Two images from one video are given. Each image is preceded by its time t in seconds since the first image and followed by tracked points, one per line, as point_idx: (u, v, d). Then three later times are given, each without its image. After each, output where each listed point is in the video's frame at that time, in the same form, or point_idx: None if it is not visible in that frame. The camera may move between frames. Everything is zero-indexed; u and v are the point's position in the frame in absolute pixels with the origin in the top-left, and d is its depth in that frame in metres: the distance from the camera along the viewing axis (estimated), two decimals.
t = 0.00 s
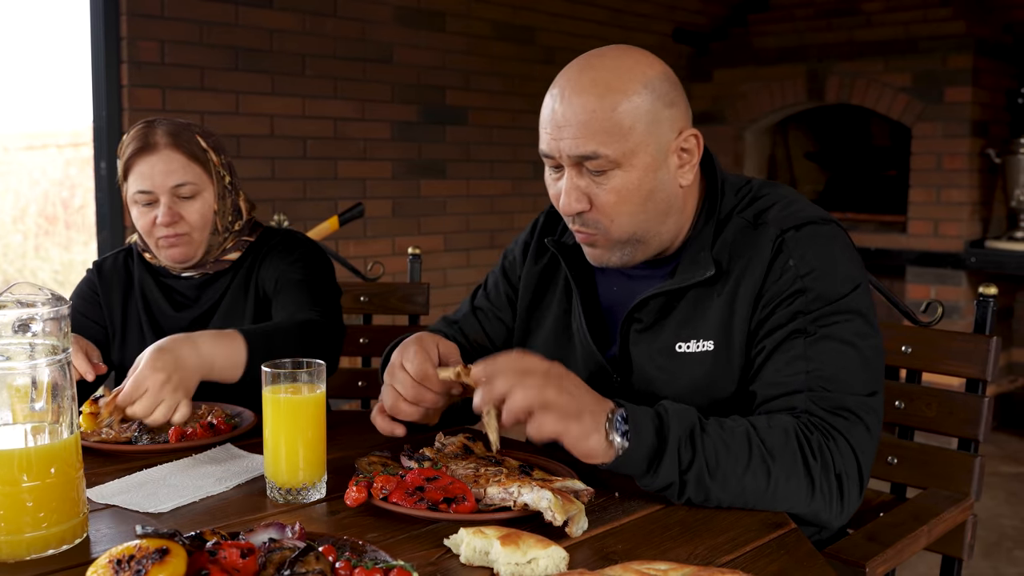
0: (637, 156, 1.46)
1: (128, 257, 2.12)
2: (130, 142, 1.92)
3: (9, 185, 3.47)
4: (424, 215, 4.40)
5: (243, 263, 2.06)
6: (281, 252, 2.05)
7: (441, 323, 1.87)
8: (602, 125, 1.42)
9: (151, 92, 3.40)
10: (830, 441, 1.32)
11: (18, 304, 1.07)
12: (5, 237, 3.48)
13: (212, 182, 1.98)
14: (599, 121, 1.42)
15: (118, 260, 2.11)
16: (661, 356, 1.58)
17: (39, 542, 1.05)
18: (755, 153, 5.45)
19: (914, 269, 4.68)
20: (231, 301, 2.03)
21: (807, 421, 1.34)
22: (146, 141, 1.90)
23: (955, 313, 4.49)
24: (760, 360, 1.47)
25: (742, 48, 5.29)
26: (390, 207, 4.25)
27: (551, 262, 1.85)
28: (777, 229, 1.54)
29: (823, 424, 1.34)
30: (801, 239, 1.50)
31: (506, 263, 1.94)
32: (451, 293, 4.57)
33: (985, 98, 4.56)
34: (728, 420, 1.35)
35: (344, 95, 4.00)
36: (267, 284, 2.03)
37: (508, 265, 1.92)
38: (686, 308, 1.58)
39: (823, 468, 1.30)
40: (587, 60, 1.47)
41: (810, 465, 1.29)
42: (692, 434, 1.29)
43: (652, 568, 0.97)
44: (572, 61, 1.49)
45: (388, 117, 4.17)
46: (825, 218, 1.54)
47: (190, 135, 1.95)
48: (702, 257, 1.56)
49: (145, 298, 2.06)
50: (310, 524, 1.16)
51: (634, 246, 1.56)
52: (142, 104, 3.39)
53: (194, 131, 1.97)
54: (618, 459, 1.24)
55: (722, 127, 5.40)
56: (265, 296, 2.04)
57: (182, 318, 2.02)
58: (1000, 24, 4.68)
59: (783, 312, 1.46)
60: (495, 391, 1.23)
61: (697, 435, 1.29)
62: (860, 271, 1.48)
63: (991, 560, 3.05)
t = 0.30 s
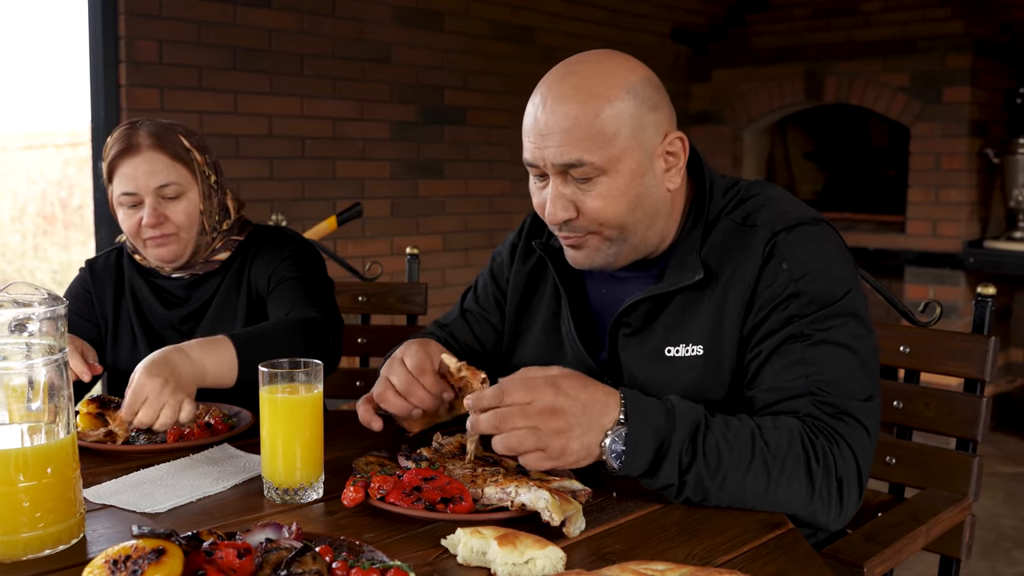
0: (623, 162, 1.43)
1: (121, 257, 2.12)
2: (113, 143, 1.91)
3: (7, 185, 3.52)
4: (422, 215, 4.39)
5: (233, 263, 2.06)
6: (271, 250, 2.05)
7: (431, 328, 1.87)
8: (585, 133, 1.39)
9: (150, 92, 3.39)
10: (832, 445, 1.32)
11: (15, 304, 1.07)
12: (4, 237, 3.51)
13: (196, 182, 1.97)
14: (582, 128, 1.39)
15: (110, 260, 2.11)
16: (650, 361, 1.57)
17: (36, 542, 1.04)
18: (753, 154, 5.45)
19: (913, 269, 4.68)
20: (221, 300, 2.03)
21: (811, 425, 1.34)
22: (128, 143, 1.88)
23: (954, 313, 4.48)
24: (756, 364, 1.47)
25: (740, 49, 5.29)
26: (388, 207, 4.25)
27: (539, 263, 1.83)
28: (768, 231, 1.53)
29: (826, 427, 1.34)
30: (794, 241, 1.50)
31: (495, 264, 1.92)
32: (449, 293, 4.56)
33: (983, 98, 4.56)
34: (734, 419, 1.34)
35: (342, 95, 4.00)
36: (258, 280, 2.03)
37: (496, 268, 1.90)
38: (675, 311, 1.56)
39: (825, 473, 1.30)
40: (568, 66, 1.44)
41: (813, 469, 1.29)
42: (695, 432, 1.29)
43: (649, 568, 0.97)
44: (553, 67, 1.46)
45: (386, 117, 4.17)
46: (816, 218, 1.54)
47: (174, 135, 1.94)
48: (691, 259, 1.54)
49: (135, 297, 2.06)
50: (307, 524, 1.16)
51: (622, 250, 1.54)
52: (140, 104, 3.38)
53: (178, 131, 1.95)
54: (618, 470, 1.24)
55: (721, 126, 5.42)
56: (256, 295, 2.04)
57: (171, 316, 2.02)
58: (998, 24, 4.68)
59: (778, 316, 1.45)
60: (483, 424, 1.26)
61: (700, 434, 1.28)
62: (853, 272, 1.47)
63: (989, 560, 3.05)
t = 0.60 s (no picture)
0: (615, 168, 1.43)
1: (118, 257, 2.11)
2: (110, 144, 1.90)
3: (6, 185, 3.61)
4: (421, 215, 4.39)
5: (231, 260, 2.05)
6: (269, 248, 2.04)
7: (426, 329, 1.86)
8: (576, 139, 1.39)
9: (148, 92, 3.39)
10: (828, 446, 1.31)
11: (12, 304, 1.06)
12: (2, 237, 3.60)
13: (194, 181, 1.97)
14: (573, 134, 1.39)
15: (108, 260, 2.11)
16: (645, 362, 1.56)
17: (33, 543, 1.04)
18: (752, 153, 5.45)
19: (912, 269, 4.67)
20: (220, 297, 2.02)
21: (806, 425, 1.33)
22: (125, 144, 1.88)
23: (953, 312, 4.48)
24: (751, 365, 1.46)
25: (739, 48, 5.29)
26: (387, 207, 4.25)
27: (533, 265, 1.82)
28: (761, 230, 1.53)
29: (821, 427, 1.33)
30: (787, 240, 1.49)
31: (489, 266, 1.91)
32: (448, 293, 4.56)
33: (982, 98, 4.56)
34: (727, 420, 1.34)
35: (341, 95, 4.00)
36: (257, 277, 2.02)
37: (490, 270, 1.89)
38: (669, 312, 1.56)
39: (821, 472, 1.29)
40: (558, 72, 1.44)
41: (808, 469, 1.28)
42: (688, 434, 1.28)
43: (648, 567, 0.96)
44: (542, 73, 1.46)
45: (385, 117, 4.17)
46: (810, 216, 1.54)
47: (170, 135, 1.94)
48: (683, 260, 1.54)
49: (134, 297, 2.05)
50: (306, 524, 1.15)
51: (615, 257, 1.53)
52: (139, 104, 3.37)
53: (174, 131, 1.95)
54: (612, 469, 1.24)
55: (720, 126, 5.42)
56: (256, 292, 2.03)
57: (170, 314, 2.02)
58: (997, 23, 4.68)
59: (772, 316, 1.45)
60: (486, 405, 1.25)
61: (692, 435, 1.28)
62: (849, 270, 1.47)
63: (989, 560, 3.04)
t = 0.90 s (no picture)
0: (614, 169, 1.42)
1: (115, 258, 2.11)
2: (107, 145, 1.90)
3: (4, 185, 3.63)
4: (419, 214, 4.39)
5: (232, 259, 2.05)
6: (273, 252, 2.05)
7: (424, 329, 1.86)
8: (576, 139, 1.39)
9: (146, 92, 3.38)
10: (823, 445, 1.31)
11: (9, 304, 1.06)
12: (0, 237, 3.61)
13: (192, 181, 1.96)
14: (573, 135, 1.38)
15: (105, 261, 2.10)
16: (643, 362, 1.56)
17: (30, 544, 1.04)
18: (751, 153, 5.46)
19: (911, 269, 4.67)
20: (221, 298, 2.02)
21: (801, 424, 1.33)
22: (122, 145, 1.87)
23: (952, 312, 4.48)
24: (748, 365, 1.46)
25: (738, 48, 5.30)
26: (386, 207, 4.24)
27: (531, 264, 1.82)
28: (759, 230, 1.53)
29: (816, 427, 1.33)
30: (785, 241, 1.49)
31: (487, 266, 1.90)
32: (447, 293, 4.56)
33: (981, 98, 4.56)
34: (722, 421, 1.34)
35: (339, 95, 4.00)
36: (264, 283, 2.02)
37: (488, 269, 1.89)
38: (667, 312, 1.56)
39: (817, 472, 1.29)
40: (557, 72, 1.44)
41: (803, 469, 1.28)
42: (682, 434, 1.28)
43: (647, 568, 0.96)
44: (542, 74, 1.46)
45: (383, 117, 4.17)
46: (808, 216, 1.54)
47: (167, 135, 1.93)
48: (682, 260, 1.54)
49: (132, 297, 2.05)
50: (304, 524, 1.15)
51: (614, 259, 1.53)
52: (137, 104, 3.36)
53: (171, 132, 1.94)
54: (608, 462, 1.25)
55: (719, 125, 5.43)
56: (261, 298, 2.03)
57: (169, 314, 2.01)
58: (995, 23, 4.68)
59: (769, 315, 1.45)
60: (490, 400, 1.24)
61: (686, 436, 1.28)
62: (847, 270, 1.46)
63: (987, 560, 3.04)
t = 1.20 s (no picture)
0: (616, 168, 1.42)
1: (117, 258, 2.10)
2: (111, 145, 1.89)
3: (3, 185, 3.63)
4: (418, 214, 4.39)
5: (236, 260, 2.05)
6: (278, 258, 2.04)
7: (425, 329, 1.86)
8: (580, 138, 1.38)
9: (145, 92, 3.37)
10: (821, 444, 1.31)
11: (6, 304, 1.06)
12: None
13: (196, 182, 1.96)
14: (576, 134, 1.38)
15: (107, 261, 2.10)
16: (642, 361, 1.56)
17: (28, 544, 1.04)
18: (750, 153, 5.46)
19: (909, 269, 4.67)
20: (227, 300, 2.02)
21: (798, 423, 1.33)
22: (127, 145, 1.87)
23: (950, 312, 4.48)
24: (746, 363, 1.46)
25: (737, 48, 5.30)
26: (385, 207, 4.24)
27: (530, 262, 1.82)
28: (759, 229, 1.53)
29: (813, 426, 1.33)
30: (785, 239, 1.49)
31: (486, 265, 1.90)
32: (446, 293, 4.56)
33: (980, 98, 4.56)
34: (719, 420, 1.34)
35: (338, 95, 3.99)
36: (270, 290, 2.02)
37: (488, 268, 1.89)
38: (667, 311, 1.56)
39: (815, 471, 1.29)
40: (560, 71, 1.43)
41: (800, 468, 1.28)
42: (679, 434, 1.29)
43: (644, 568, 0.96)
44: (545, 72, 1.45)
45: (382, 117, 4.16)
46: (809, 216, 1.53)
47: (172, 135, 1.92)
48: (682, 259, 1.54)
49: (134, 297, 2.05)
50: (301, 524, 1.15)
51: (615, 257, 1.53)
52: (136, 104, 3.36)
53: (176, 132, 1.94)
54: (604, 465, 1.25)
55: (718, 125, 5.42)
56: (265, 302, 2.03)
57: (170, 315, 2.01)
58: (994, 23, 4.68)
59: (768, 314, 1.45)
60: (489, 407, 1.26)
61: (683, 435, 1.28)
62: (846, 269, 1.46)
63: (986, 560, 3.04)
